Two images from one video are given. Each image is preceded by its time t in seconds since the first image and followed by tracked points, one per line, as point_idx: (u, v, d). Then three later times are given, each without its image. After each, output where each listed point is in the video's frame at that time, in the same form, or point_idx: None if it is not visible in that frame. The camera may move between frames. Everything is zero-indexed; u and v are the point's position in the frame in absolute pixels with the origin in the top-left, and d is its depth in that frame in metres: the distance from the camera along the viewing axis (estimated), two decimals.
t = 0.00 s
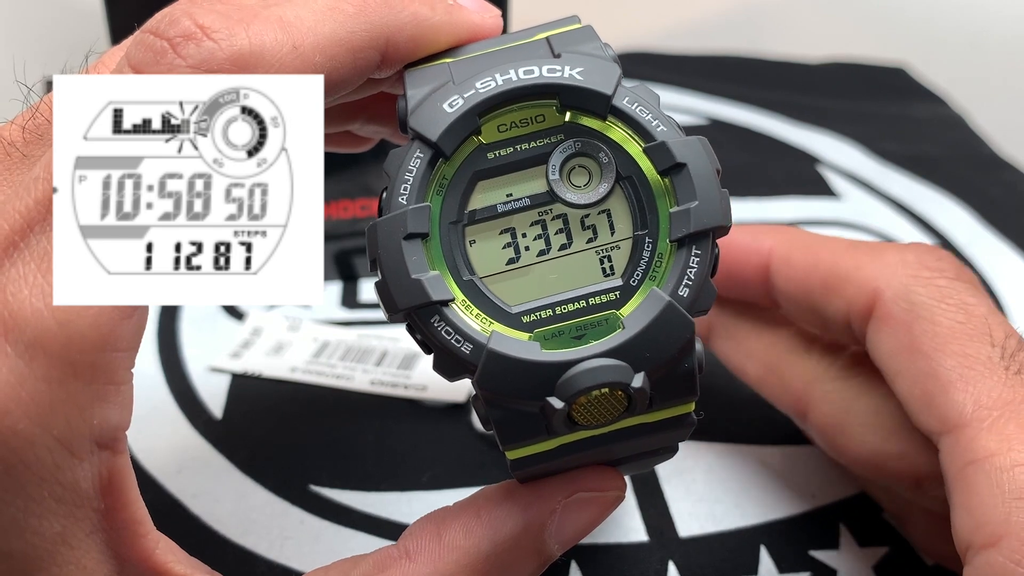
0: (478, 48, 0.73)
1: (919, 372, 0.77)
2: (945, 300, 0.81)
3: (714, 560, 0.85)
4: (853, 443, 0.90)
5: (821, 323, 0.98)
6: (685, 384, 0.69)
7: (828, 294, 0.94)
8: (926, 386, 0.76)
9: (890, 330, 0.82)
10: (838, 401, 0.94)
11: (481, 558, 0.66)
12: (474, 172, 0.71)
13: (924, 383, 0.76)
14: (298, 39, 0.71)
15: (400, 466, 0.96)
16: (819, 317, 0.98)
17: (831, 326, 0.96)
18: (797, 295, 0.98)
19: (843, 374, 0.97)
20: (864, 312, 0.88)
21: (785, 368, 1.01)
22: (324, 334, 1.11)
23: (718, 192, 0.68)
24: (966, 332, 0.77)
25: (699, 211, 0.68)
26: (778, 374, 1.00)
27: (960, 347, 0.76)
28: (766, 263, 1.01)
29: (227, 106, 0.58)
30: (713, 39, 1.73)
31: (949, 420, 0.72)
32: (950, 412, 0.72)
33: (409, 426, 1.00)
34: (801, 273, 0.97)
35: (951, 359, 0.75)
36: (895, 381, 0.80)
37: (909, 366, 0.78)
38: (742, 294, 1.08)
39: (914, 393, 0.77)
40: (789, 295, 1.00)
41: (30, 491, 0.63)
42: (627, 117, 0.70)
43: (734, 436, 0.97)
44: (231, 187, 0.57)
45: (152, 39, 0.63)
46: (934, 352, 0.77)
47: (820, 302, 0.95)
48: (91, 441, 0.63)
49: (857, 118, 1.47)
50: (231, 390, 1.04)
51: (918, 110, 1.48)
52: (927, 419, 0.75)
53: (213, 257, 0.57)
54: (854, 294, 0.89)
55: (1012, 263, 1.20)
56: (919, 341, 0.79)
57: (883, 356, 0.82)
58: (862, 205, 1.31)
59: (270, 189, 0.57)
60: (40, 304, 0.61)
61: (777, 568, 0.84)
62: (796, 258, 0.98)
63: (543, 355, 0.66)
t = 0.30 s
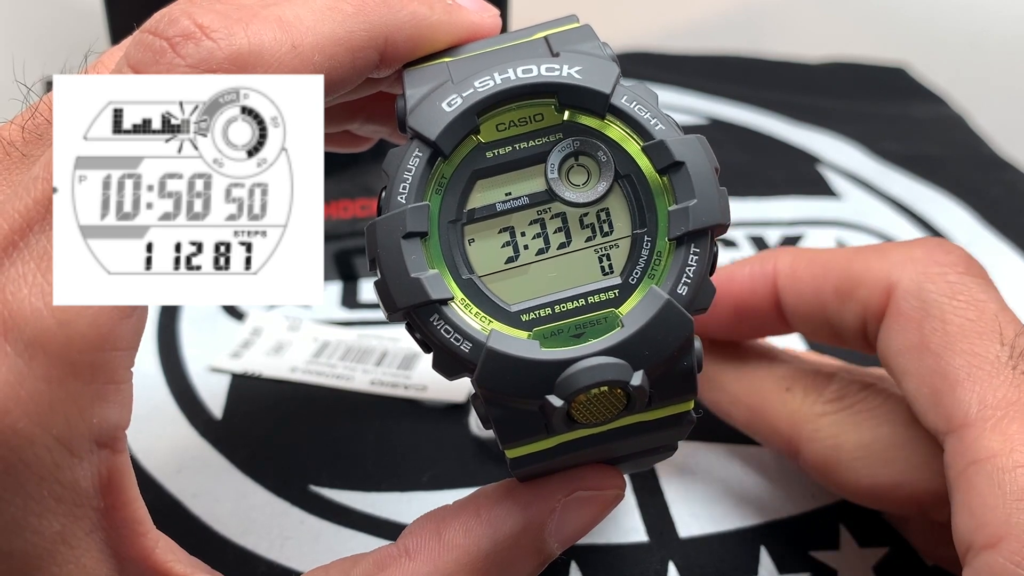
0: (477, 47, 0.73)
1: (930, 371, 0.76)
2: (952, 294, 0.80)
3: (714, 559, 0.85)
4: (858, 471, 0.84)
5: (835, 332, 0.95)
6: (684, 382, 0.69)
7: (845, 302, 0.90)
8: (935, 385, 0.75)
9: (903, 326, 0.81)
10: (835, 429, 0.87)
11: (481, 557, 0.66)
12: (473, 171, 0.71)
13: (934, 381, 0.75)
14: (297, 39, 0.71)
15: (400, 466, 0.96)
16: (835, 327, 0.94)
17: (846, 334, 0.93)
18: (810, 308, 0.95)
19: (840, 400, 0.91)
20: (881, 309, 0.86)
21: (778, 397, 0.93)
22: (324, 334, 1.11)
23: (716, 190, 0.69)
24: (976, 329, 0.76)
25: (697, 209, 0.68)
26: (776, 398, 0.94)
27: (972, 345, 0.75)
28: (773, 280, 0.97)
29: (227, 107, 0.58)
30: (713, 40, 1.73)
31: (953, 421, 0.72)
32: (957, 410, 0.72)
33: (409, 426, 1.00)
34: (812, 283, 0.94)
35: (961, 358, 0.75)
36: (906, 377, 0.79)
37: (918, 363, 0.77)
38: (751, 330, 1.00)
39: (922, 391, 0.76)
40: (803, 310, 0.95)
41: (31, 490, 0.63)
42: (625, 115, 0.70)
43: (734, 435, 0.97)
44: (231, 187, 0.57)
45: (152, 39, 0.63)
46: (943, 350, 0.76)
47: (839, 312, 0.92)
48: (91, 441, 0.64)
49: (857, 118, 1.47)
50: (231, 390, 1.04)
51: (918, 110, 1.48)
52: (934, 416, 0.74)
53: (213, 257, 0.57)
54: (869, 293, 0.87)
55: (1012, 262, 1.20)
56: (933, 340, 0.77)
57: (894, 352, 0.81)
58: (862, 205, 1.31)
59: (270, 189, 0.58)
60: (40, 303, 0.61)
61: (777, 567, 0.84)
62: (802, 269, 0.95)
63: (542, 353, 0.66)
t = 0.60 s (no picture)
0: (481, 53, 0.73)
1: (932, 376, 0.74)
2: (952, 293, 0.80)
3: (714, 559, 0.85)
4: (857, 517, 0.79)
5: (840, 356, 0.91)
6: (685, 387, 0.69)
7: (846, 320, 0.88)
8: (938, 389, 0.73)
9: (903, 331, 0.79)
10: (834, 469, 0.82)
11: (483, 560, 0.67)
12: (476, 176, 0.70)
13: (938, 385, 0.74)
14: (302, 44, 0.71)
15: (400, 467, 0.96)
16: (840, 351, 0.91)
17: (850, 356, 0.90)
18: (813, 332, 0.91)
19: (836, 437, 0.86)
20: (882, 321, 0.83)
21: (773, 443, 0.88)
22: (323, 334, 1.11)
23: (719, 196, 0.69)
24: (976, 332, 0.75)
25: (699, 215, 0.68)
26: (771, 439, 0.89)
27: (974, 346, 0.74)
28: (772, 309, 0.95)
29: (226, 107, 0.58)
30: (714, 39, 1.73)
31: (956, 423, 0.70)
32: (959, 413, 0.70)
33: (409, 426, 1.00)
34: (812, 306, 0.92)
35: (966, 361, 0.73)
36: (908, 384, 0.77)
37: (919, 368, 0.76)
38: (756, 371, 0.95)
39: (924, 395, 0.75)
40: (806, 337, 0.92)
41: (35, 490, 0.62)
42: (628, 121, 0.70)
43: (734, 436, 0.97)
44: (231, 187, 0.57)
45: (157, 44, 0.63)
46: (946, 354, 0.75)
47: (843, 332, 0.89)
48: (96, 443, 0.63)
49: (858, 118, 1.47)
50: (231, 390, 1.04)
51: (918, 110, 1.48)
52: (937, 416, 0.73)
53: (213, 257, 0.57)
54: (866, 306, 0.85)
55: (1012, 263, 1.19)
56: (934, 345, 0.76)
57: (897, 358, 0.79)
58: (862, 205, 1.31)
59: (270, 189, 0.57)
60: (46, 306, 0.60)
61: (777, 568, 0.84)
62: (800, 295, 0.94)
63: (545, 358, 0.66)
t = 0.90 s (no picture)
0: (482, 53, 0.73)
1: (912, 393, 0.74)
2: (945, 293, 0.80)
3: (715, 559, 0.85)
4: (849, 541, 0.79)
5: (827, 385, 0.88)
6: (686, 386, 0.69)
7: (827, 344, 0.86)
8: (919, 405, 0.73)
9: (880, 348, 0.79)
10: (829, 502, 0.81)
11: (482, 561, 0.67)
12: (477, 175, 0.70)
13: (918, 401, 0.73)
14: (301, 44, 0.71)
15: (400, 467, 0.96)
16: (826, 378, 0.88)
17: (835, 383, 0.88)
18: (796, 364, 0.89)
19: (828, 466, 0.86)
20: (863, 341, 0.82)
21: (765, 477, 0.87)
22: (323, 334, 1.10)
23: (720, 198, 0.69)
24: (953, 344, 0.75)
25: (700, 215, 0.68)
26: (763, 473, 0.88)
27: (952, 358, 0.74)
28: (753, 345, 0.93)
29: (226, 106, 0.57)
30: (714, 39, 1.73)
31: (940, 436, 0.70)
32: (941, 428, 0.70)
33: (409, 426, 1.00)
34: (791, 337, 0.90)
35: (945, 374, 0.73)
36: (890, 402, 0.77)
37: (899, 385, 0.76)
38: (744, 412, 0.92)
39: (907, 411, 0.74)
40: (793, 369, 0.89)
41: (33, 489, 0.62)
42: (630, 122, 0.70)
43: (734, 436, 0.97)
44: (231, 187, 0.57)
45: (157, 43, 0.63)
46: (925, 370, 0.74)
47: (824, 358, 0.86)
48: (95, 442, 0.63)
49: (857, 118, 1.47)
50: (230, 390, 1.04)
51: (918, 110, 1.48)
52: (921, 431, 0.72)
53: (213, 257, 0.57)
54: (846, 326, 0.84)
55: (1012, 263, 1.19)
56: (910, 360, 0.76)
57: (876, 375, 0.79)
58: (862, 205, 1.31)
59: (270, 189, 0.57)
60: (44, 304, 0.60)
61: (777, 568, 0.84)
62: (778, 327, 0.92)
63: (546, 357, 0.66)
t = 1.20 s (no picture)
0: (479, 52, 0.73)
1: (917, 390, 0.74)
2: (949, 291, 0.80)
3: (714, 558, 0.85)
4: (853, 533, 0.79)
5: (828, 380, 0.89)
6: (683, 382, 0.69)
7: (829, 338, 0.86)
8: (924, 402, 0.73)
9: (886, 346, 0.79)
10: (833, 488, 0.82)
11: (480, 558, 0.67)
12: (474, 174, 0.71)
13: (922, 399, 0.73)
14: (300, 42, 0.71)
15: (400, 467, 0.96)
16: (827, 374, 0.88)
17: (836, 379, 0.88)
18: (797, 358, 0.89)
19: (832, 455, 0.86)
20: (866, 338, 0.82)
21: (769, 465, 0.88)
22: (323, 334, 1.11)
23: (716, 194, 0.69)
24: (958, 342, 0.74)
25: (696, 211, 0.68)
26: (767, 462, 0.88)
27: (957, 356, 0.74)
28: (753, 338, 0.93)
29: (227, 107, 0.58)
30: (714, 40, 1.73)
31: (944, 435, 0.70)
32: (945, 426, 0.70)
33: (409, 426, 1.00)
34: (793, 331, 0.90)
35: (950, 372, 0.73)
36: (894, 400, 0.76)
37: (903, 382, 0.76)
38: (744, 405, 0.92)
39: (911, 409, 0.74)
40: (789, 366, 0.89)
41: (34, 486, 0.62)
42: (626, 119, 0.71)
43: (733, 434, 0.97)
44: (231, 187, 0.57)
45: (157, 41, 0.63)
46: (929, 367, 0.74)
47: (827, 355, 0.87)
48: (96, 438, 0.64)
49: (857, 119, 1.47)
50: (231, 390, 1.04)
51: (918, 110, 1.48)
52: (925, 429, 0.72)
53: (213, 257, 0.57)
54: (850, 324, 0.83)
55: (1012, 262, 1.19)
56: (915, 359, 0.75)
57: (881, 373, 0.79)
58: (862, 205, 1.31)
59: (270, 189, 0.57)
60: (46, 300, 0.60)
61: (777, 566, 0.84)
62: (780, 321, 0.92)
63: (543, 353, 0.66)
